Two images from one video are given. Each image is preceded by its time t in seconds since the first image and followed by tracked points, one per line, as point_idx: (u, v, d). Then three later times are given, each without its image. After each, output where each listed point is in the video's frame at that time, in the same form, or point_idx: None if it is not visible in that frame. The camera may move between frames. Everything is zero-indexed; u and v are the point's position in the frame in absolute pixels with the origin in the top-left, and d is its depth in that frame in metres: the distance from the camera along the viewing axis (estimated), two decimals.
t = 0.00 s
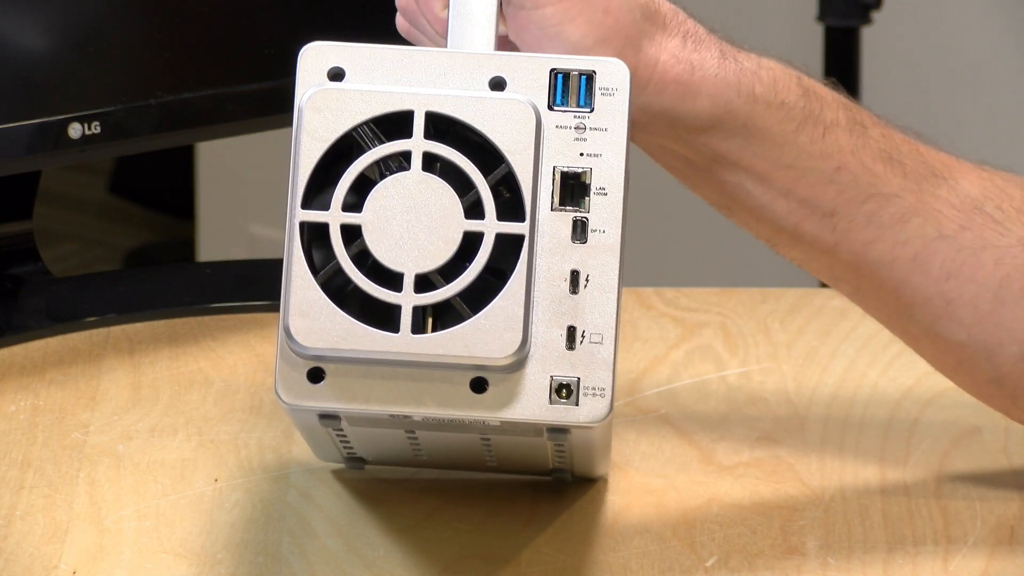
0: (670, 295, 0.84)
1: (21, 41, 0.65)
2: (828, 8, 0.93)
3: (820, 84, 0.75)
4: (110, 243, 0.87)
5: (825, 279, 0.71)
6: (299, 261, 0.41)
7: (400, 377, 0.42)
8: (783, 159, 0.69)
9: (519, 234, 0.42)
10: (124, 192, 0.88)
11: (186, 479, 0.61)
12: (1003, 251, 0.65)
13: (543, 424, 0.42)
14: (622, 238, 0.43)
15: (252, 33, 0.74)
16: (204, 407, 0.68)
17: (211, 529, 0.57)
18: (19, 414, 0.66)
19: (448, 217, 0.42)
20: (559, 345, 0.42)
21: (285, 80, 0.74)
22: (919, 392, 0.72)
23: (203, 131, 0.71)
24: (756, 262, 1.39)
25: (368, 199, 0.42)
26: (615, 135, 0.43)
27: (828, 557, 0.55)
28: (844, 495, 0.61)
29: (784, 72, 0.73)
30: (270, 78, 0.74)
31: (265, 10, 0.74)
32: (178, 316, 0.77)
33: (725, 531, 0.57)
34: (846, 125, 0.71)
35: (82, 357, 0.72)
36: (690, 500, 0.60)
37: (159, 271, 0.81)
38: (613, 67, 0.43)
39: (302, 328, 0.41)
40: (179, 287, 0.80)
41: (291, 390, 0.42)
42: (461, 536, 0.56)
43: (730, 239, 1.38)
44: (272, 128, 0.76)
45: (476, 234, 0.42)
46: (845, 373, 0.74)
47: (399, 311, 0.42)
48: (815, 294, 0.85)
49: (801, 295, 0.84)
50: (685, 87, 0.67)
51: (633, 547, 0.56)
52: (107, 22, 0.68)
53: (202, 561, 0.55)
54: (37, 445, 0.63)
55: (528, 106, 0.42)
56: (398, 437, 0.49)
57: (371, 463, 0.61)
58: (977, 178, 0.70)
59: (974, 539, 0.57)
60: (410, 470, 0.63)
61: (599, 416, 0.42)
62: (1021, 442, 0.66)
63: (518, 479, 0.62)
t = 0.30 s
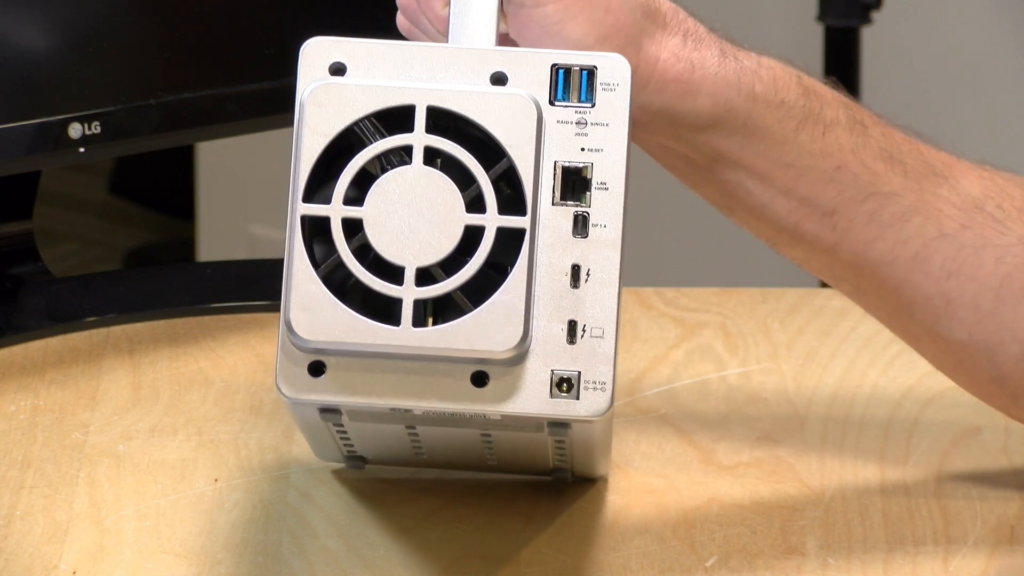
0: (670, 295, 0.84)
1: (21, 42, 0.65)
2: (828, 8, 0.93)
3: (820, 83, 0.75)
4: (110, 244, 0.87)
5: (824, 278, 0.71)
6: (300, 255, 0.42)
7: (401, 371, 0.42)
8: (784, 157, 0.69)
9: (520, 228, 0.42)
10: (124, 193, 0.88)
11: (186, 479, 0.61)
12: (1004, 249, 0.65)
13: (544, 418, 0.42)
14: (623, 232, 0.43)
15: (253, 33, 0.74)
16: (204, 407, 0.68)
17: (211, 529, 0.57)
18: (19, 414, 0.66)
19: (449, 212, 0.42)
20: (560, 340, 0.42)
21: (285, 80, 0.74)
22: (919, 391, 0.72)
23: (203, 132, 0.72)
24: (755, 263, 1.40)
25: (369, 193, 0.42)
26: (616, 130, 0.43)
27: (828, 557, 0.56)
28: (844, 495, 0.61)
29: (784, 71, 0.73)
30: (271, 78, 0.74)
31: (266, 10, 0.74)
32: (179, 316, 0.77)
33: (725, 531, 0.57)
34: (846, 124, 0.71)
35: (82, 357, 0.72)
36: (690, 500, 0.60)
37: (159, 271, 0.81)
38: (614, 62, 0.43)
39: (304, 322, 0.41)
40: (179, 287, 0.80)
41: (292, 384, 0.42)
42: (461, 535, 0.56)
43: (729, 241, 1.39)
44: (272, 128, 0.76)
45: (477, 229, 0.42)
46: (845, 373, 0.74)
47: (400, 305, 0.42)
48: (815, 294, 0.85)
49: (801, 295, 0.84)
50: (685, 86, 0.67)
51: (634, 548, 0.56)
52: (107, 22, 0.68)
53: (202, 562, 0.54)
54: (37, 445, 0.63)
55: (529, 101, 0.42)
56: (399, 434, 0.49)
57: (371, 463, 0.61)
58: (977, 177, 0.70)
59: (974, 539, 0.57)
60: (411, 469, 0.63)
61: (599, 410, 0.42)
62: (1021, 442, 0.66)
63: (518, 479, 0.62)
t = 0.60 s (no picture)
0: (671, 295, 0.84)
1: (22, 41, 0.65)
2: (828, 8, 0.93)
3: (821, 83, 0.75)
4: (110, 243, 0.87)
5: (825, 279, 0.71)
6: (306, 255, 0.42)
7: (406, 371, 0.42)
8: (785, 157, 0.69)
9: (526, 228, 0.42)
10: (124, 192, 0.88)
11: (186, 480, 0.61)
12: (1005, 249, 0.65)
13: (550, 418, 0.42)
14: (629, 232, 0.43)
15: (253, 33, 0.73)
16: (204, 407, 0.68)
17: (211, 530, 0.57)
18: (18, 414, 0.66)
19: (455, 212, 0.42)
20: (566, 340, 0.42)
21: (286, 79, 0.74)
22: (919, 391, 0.72)
23: (202, 132, 0.71)
24: (753, 263, 1.40)
25: (375, 193, 0.42)
26: (622, 130, 0.43)
27: (829, 557, 0.56)
28: (844, 495, 0.61)
29: (785, 71, 0.73)
30: (271, 78, 0.74)
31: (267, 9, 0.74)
32: (179, 316, 0.77)
33: (725, 532, 0.57)
34: (847, 124, 0.71)
35: (82, 357, 0.72)
36: (690, 500, 0.60)
37: (159, 271, 0.81)
38: (619, 62, 0.43)
39: (310, 322, 0.41)
40: (179, 287, 0.79)
41: (297, 384, 0.42)
42: (462, 536, 0.56)
43: (728, 241, 1.39)
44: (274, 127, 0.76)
45: (483, 229, 0.42)
46: (845, 373, 0.74)
47: (406, 305, 0.42)
48: (815, 294, 0.85)
49: (801, 295, 0.84)
50: (687, 86, 0.67)
51: (634, 548, 0.56)
52: (106, 22, 0.68)
53: (202, 562, 0.54)
54: (38, 445, 0.63)
55: (535, 101, 0.42)
56: (402, 434, 0.49)
57: (372, 463, 0.61)
58: (978, 177, 0.70)
59: (973, 539, 0.57)
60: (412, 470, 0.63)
61: (606, 410, 0.42)
62: (1021, 442, 0.66)
63: (519, 479, 0.62)
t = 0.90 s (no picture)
0: (671, 295, 0.84)
1: (22, 41, 0.65)
2: (828, 8, 0.93)
3: (820, 83, 0.75)
4: (110, 244, 0.87)
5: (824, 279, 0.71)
6: (301, 254, 0.42)
7: (401, 370, 0.42)
8: (784, 157, 0.69)
9: (520, 227, 0.42)
10: (124, 192, 0.88)
11: (186, 479, 0.61)
12: (1003, 249, 0.65)
13: (544, 417, 0.42)
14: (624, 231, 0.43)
15: (253, 32, 0.73)
16: (204, 407, 0.68)
17: (212, 529, 0.57)
18: (19, 415, 0.66)
19: (450, 210, 0.42)
20: (561, 339, 0.42)
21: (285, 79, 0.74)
22: (919, 391, 0.72)
23: (203, 132, 0.72)
24: (755, 264, 1.40)
25: (370, 192, 0.42)
26: (617, 129, 0.43)
27: (828, 557, 0.56)
28: (844, 495, 0.61)
29: (784, 71, 0.73)
30: (271, 78, 0.75)
31: (266, 10, 0.74)
32: (179, 316, 0.77)
33: (725, 531, 0.57)
34: (846, 124, 0.71)
35: (82, 357, 0.72)
36: (690, 500, 0.60)
37: (159, 271, 0.81)
38: (615, 61, 0.43)
39: (304, 321, 0.41)
40: (179, 287, 0.80)
41: (292, 383, 0.42)
42: (461, 536, 0.56)
43: (729, 241, 1.39)
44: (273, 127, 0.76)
45: (478, 228, 0.42)
46: (845, 373, 0.74)
47: (400, 304, 0.42)
48: (815, 294, 0.85)
49: (801, 294, 0.84)
50: (686, 86, 0.67)
51: (634, 547, 0.56)
52: (106, 22, 0.68)
53: (202, 562, 0.54)
54: (37, 445, 0.63)
55: (530, 100, 0.42)
56: (399, 433, 0.49)
57: (371, 462, 0.61)
58: (977, 177, 0.70)
59: (973, 539, 0.57)
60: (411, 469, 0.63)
61: (600, 409, 0.42)
62: (1021, 441, 0.66)
63: (519, 479, 0.62)
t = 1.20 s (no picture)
0: (671, 295, 0.84)
1: (21, 41, 0.65)
2: (829, 8, 0.93)
3: (821, 85, 0.75)
4: (109, 243, 0.87)
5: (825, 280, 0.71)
6: (299, 267, 0.41)
7: (400, 383, 0.42)
8: (785, 160, 0.69)
9: (519, 240, 0.42)
10: (124, 191, 0.88)
11: (186, 479, 0.61)
12: (1005, 252, 0.65)
13: (543, 430, 0.42)
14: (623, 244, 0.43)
15: (252, 32, 0.73)
16: (204, 407, 0.68)
17: (212, 530, 0.57)
18: (19, 414, 0.66)
19: (449, 224, 0.41)
20: (560, 352, 0.42)
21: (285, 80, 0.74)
22: (919, 392, 0.72)
23: (203, 132, 0.71)
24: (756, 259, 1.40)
25: (368, 205, 0.42)
26: (617, 142, 0.43)
27: (828, 557, 0.56)
28: (844, 495, 0.61)
29: (785, 74, 0.73)
30: (271, 78, 0.74)
31: (265, 11, 0.74)
32: (179, 316, 0.77)
33: (725, 531, 0.57)
34: (847, 127, 0.71)
35: (82, 356, 0.72)
36: (690, 500, 0.60)
37: (159, 270, 0.81)
38: (615, 73, 0.43)
39: (303, 334, 0.41)
40: (179, 286, 0.79)
41: (291, 395, 0.42)
42: (461, 536, 0.56)
43: (730, 237, 1.38)
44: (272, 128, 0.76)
45: (477, 241, 0.42)
46: (845, 373, 0.74)
47: (399, 317, 0.42)
48: (815, 294, 0.85)
49: (801, 295, 0.84)
50: (687, 90, 0.67)
51: (634, 548, 0.56)
52: (106, 22, 0.67)
53: (202, 562, 0.55)
54: (37, 445, 0.63)
55: (529, 112, 0.42)
56: (399, 441, 0.49)
57: (371, 464, 0.61)
58: (979, 179, 0.70)
59: (973, 540, 0.57)
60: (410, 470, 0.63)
61: (599, 422, 0.42)
62: (1021, 442, 0.66)
63: (519, 479, 0.62)
